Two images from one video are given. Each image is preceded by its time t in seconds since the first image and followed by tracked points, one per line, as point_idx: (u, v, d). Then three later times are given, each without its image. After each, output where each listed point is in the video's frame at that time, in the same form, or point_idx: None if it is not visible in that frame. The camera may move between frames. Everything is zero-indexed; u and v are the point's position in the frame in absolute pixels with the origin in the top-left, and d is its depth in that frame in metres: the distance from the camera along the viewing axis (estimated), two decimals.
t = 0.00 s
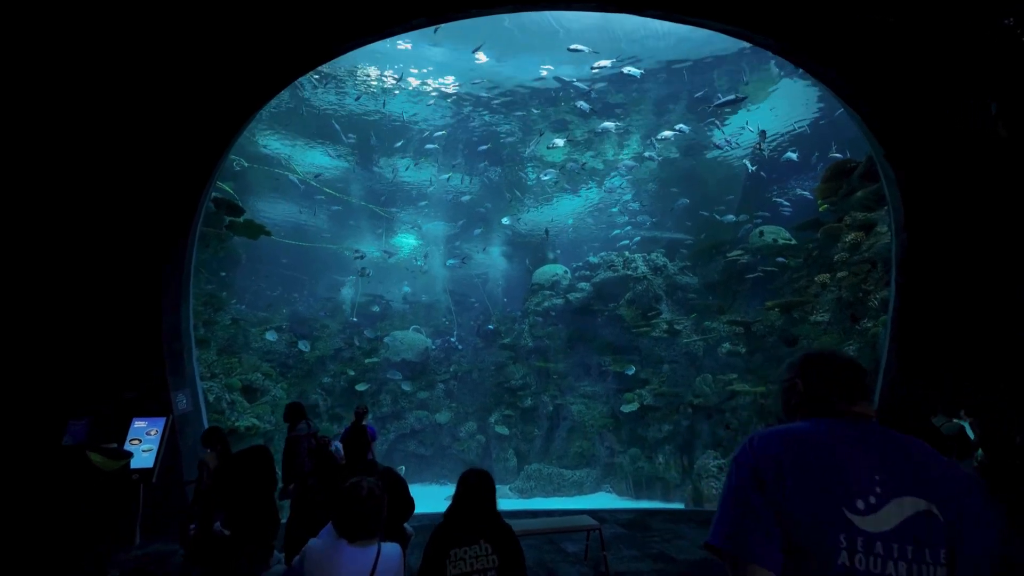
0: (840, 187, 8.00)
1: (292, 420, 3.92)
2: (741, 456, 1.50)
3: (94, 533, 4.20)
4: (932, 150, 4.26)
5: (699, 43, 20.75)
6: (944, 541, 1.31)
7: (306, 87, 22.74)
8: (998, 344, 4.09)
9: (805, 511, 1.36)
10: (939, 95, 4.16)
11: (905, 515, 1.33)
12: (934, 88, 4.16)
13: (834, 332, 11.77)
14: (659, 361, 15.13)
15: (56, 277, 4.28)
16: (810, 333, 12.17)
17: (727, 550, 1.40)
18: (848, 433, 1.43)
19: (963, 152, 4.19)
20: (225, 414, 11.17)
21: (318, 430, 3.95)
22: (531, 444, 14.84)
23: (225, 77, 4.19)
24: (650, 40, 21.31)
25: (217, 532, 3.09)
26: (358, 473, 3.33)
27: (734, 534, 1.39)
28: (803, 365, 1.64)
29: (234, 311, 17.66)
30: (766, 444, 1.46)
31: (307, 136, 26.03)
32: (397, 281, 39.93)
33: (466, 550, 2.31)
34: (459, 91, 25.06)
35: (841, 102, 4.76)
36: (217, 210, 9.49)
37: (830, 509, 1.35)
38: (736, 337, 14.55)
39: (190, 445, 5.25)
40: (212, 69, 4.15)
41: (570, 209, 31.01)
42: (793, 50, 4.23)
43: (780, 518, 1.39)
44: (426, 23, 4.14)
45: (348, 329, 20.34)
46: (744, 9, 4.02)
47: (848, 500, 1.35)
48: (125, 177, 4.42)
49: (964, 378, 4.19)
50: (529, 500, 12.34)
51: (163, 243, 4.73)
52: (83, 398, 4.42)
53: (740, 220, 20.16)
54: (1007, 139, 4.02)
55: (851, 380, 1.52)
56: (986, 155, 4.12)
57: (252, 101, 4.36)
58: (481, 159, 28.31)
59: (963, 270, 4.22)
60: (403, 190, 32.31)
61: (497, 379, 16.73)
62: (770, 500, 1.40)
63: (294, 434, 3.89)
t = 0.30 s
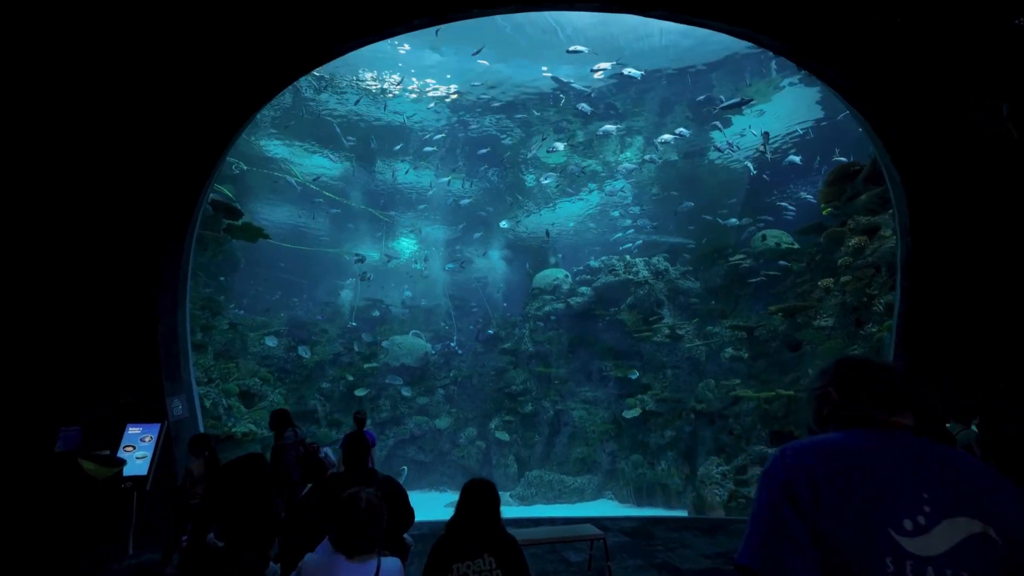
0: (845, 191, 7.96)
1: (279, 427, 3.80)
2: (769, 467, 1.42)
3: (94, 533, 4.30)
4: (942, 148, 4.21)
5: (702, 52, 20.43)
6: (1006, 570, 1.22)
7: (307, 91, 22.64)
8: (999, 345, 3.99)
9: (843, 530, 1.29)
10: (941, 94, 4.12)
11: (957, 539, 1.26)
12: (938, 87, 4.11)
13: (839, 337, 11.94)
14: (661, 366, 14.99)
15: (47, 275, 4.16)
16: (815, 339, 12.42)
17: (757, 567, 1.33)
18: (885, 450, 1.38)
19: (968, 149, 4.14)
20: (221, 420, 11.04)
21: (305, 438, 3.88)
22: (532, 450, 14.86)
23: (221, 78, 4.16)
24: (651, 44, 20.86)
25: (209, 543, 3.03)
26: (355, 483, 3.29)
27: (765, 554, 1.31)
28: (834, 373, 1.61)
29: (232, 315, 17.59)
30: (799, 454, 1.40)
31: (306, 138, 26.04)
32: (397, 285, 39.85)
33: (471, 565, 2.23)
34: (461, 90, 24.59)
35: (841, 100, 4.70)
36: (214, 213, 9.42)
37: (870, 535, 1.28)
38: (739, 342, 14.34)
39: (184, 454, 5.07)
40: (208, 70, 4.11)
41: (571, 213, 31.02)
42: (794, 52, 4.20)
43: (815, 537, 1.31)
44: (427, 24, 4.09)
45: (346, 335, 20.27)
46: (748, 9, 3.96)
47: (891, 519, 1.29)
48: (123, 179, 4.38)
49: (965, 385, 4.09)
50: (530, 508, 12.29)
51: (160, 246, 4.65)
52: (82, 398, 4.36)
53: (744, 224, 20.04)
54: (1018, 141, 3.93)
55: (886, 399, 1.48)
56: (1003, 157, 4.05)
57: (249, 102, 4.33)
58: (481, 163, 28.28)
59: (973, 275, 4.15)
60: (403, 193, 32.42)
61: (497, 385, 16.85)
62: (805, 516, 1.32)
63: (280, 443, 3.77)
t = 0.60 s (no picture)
0: (847, 195, 7.94)
1: (264, 435, 3.64)
2: (807, 480, 1.56)
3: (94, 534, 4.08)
4: (951, 148, 4.15)
5: (704, 55, 20.35)
6: None
7: (308, 94, 22.60)
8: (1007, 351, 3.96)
9: (888, 543, 1.38)
10: (950, 95, 4.06)
11: (1017, 557, 1.29)
12: (946, 87, 4.06)
13: (843, 341, 11.96)
14: (664, 371, 14.81)
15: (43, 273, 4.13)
16: (819, 343, 12.45)
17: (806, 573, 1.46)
18: (925, 463, 1.45)
19: (972, 147, 4.10)
20: (218, 426, 10.89)
21: (290, 446, 3.72)
22: (533, 456, 15.24)
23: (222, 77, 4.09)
24: (650, 46, 20.69)
25: (203, 555, 2.98)
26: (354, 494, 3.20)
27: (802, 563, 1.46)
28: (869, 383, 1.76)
29: (230, 319, 17.47)
30: (833, 468, 1.52)
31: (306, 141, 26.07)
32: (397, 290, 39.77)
33: None
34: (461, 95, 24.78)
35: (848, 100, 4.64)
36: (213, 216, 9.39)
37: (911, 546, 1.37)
38: (742, 346, 13.94)
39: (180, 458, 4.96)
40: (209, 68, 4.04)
41: (571, 217, 31.03)
42: (799, 53, 4.16)
43: (862, 550, 1.41)
44: (429, 23, 4.04)
45: (345, 340, 20.25)
46: (754, 9, 3.91)
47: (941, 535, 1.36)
48: (120, 181, 4.30)
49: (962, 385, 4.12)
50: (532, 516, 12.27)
51: (155, 250, 4.54)
52: (81, 398, 4.29)
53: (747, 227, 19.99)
54: None
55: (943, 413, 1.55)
56: (1009, 154, 4.01)
57: (250, 104, 4.28)
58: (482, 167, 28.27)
59: (983, 274, 4.08)
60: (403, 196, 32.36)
61: (498, 390, 16.96)
62: (843, 529, 1.44)
63: (266, 451, 3.58)
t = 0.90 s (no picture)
0: (853, 199, 8.01)
1: (249, 441, 3.34)
2: (843, 491, 1.62)
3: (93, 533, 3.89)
4: (957, 150, 4.08)
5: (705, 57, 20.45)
6: None
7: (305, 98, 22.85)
8: (1014, 354, 3.86)
9: (927, 557, 1.42)
10: (955, 94, 4.01)
11: None
12: (950, 87, 4.01)
13: (848, 347, 11.22)
14: (665, 376, 14.73)
15: (33, 277, 4.03)
16: (824, 348, 11.80)
17: None
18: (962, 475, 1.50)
19: (972, 149, 4.04)
20: (215, 431, 10.68)
21: (276, 452, 3.45)
22: (534, 463, 15.16)
23: (222, 78, 4.05)
24: (651, 46, 20.89)
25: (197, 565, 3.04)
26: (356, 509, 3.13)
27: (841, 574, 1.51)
28: (906, 387, 1.79)
29: (228, 323, 17.33)
30: (872, 482, 1.55)
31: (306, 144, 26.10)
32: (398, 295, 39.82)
33: None
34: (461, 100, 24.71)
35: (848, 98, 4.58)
36: (211, 218, 9.33)
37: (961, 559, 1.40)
38: (745, 351, 13.79)
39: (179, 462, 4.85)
40: (207, 70, 4.03)
41: (572, 221, 30.97)
42: (807, 56, 4.10)
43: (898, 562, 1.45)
44: (430, 22, 3.96)
45: (344, 344, 20.16)
46: (760, 9, 3.87)
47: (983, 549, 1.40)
48: (120, 179, 4.19)
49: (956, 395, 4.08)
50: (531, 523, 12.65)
51: (156, 250, 4.35)
52: (81, 398, 4.19)
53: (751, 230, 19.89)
54: None
55: (976, 426, 1.60)
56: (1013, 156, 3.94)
57: (250, 101, 4.15)
58: (482, 170, 28.20)
59: (989, 279, 4.01)
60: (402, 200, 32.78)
61: (498, 395, 16.82)
62: (883, 542, 1.48)
63: (249, 458, 3.29)
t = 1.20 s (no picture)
0: (858, 202, 7.98)
1: (233, 447, 3.31)
2: (864, 513, 1.53)
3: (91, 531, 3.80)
4: (968, 149, 3.99)
5: (712, 59, 20.25)
6: None
7: (304, 100, 22.46)
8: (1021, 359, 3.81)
9: None
10: (968, 94, 3.97)
11: None
12: (962, 87, 3.96)
13: (852, 350, 11.02)
14: (668, 381, 14.58)
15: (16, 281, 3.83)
16: (828, 352, 11.57)
17: None
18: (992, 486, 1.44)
19: (976, 150, 3.98)
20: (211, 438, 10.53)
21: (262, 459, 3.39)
22: (535, 468, 15.12)
23: (227, 78, 3.99)
24: (654, 50, 20.58)
25: None
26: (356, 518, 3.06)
27: None
28: (930, 397, 1.67)
29: (226, 327, 17.21)
30: (899, 503, 1.48)
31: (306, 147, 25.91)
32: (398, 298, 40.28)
33: None
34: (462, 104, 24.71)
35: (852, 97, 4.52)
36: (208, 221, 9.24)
37: None
38: (749, 356, 13.70)
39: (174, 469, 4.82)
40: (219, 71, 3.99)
41: (572, 224, 30.91)
42: (817, 58, 4.03)
43: None
44: (431, 21, 3.90)
45: (343, 348, 20.07)
46: (768, 8, 3.82)
47: None
48: (118, 179, 4.11)
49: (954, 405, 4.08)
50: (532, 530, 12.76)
51: (153, 253, 4.29)
52: (81, 398, 4.08)
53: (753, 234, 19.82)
54: None
55: (978, 428, 1.57)
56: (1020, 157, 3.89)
57: (251, 102, 4.10)
58: (483, 174, 28.19)
59: (1001, 283, 3.94)
60: (400, 203, 32.54)
61: (500, 400, 16.79)
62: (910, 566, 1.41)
63: (234, 463, 3.24)
